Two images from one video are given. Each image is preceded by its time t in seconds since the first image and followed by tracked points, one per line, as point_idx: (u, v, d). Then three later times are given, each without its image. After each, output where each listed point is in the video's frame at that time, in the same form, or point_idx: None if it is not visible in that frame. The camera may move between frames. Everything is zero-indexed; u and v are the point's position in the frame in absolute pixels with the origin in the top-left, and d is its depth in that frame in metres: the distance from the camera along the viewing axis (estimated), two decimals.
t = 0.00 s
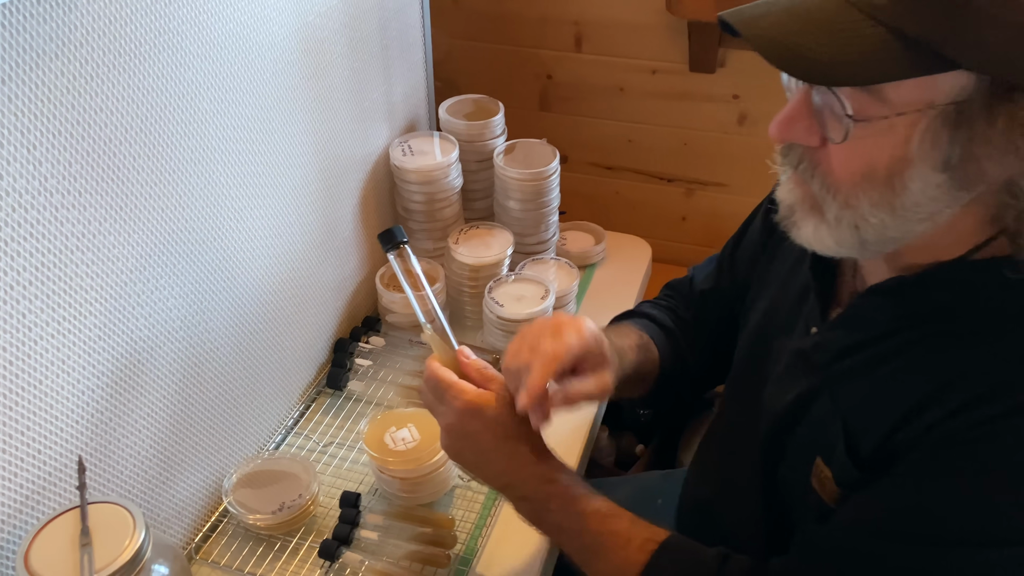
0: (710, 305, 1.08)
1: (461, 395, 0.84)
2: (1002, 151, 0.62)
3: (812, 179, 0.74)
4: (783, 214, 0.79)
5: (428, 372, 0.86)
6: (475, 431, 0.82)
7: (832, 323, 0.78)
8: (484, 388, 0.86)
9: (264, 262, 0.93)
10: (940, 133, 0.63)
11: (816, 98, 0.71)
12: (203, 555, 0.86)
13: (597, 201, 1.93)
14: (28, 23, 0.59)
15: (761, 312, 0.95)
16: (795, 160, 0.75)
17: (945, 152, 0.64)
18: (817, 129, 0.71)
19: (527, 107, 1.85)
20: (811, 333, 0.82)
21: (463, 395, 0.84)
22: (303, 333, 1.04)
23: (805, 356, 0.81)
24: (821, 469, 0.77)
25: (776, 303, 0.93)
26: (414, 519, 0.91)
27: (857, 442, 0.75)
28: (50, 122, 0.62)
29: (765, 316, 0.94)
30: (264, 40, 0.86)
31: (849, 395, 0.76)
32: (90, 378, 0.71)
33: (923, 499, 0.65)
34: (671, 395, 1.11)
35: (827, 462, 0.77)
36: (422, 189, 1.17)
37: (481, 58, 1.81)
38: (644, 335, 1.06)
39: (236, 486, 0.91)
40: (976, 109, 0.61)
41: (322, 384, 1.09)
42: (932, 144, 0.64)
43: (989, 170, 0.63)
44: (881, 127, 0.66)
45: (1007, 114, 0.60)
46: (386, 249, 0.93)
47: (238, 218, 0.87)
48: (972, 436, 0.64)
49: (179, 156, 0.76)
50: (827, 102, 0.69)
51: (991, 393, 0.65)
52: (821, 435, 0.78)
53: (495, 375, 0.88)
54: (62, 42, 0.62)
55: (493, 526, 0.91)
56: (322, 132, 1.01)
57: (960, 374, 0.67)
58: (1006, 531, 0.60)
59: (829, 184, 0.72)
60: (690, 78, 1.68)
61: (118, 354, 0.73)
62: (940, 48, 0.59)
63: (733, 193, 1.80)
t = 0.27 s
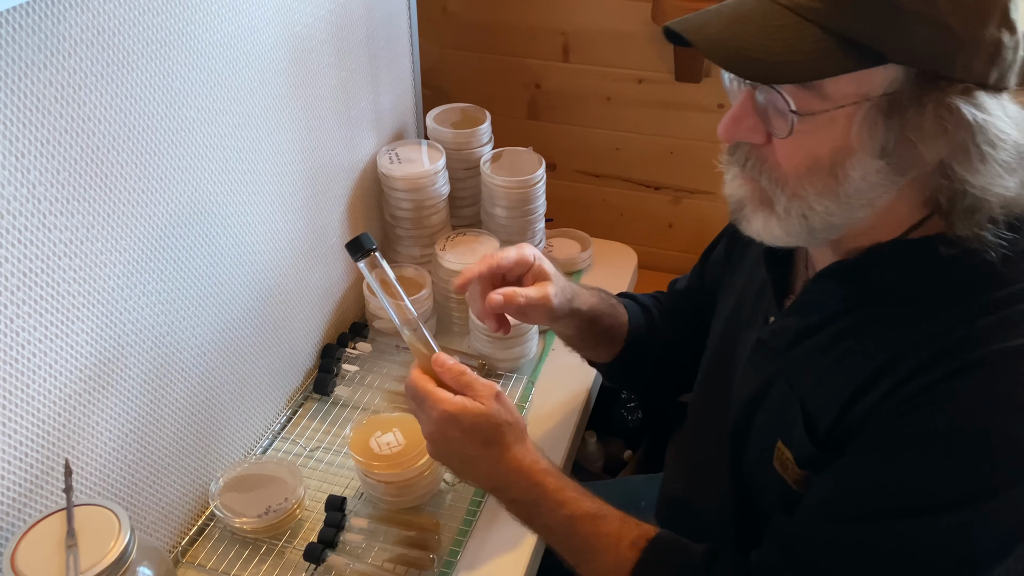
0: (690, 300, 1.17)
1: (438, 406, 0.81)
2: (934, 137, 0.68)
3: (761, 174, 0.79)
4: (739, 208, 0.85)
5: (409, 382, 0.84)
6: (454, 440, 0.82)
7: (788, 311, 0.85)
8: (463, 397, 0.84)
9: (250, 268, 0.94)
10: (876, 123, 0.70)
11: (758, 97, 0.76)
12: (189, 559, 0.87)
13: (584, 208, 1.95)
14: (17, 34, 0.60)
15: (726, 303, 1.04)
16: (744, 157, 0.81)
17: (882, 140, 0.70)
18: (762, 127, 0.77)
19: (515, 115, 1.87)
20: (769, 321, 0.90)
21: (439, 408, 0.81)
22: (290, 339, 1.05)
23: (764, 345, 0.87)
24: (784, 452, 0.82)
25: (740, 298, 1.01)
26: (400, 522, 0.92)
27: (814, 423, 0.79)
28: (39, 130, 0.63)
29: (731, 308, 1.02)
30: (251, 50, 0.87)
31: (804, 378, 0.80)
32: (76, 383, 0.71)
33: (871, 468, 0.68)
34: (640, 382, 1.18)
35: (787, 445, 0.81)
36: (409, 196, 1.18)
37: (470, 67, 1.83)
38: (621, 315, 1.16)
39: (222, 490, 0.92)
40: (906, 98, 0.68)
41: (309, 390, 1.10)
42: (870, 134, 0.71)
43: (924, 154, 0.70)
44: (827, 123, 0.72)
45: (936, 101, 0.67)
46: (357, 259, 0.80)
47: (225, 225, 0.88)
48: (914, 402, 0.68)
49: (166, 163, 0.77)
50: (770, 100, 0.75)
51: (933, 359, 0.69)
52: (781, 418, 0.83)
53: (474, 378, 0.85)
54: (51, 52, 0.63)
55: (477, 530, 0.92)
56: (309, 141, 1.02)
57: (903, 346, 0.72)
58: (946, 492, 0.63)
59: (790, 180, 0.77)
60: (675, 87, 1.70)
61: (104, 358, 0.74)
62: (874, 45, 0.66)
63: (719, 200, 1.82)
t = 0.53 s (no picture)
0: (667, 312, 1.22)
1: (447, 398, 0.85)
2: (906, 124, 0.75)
3: (735, 179, 0.84)
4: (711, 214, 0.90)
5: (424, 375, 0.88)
6: (461, 430, 0.85)
7: (764, 307, 0.90)
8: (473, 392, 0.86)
9: (242, 275, 0.95)
10: (850, 117, 0.76)
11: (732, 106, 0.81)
12: (180, 564, 0.87)
13: (576, 216, 1.97)
14: (12, 42, 0.60)
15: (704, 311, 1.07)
16: (718, 165, 0.86)
17: (857, 133, 0.76)
18: (739, 134, 0.81)
19: (507, 124, 1.88)
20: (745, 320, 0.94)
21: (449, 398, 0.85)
22: (282, 345, 1.06)
23: (742, 342, 0.92)
24: (767, 443, 0.87)
25: (713, 304, 1.05)
26: (391, 528, 0.92)
27: (795, 412, 0.84)
28: (32, 137, 0.64)
29: (710, 313, 1.05)
30: (243, 59, 0.88)
31: (782, 370, 0.86)
32: (68, 388, 0.72)
33: (859, 451, 0.73)
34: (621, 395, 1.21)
35: (770, 436, 0.87)
36: (401, 204, 1.19)
37: (462, 76, 1.84)
38: (602, 328, 1.19)
39: (213, 496, 0.92)
40: (874, 91, 0.75)
41: (301, 396, 1.11)
42: (845, 128, 0.76)
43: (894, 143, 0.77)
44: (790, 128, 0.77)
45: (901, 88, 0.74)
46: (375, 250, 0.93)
47: (217, 231, 0.89)
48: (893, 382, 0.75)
49: (157, 170, 0.78)
50: (744, 108, 0.79)
51: (905, 342, 0.76)
52: (764, 410, 0.88)
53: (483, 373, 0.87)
54: (44, 60, 0.63)
55: (468, 535, 0.92)
56: (301, 148, 1.03)
57: (878, 331, 0.78)
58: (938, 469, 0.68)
59: (756, 182, 0.83)
60: (665, 96, 1.72)
61: (95, 364, 0.74)
62: (842, 45, 0.72)
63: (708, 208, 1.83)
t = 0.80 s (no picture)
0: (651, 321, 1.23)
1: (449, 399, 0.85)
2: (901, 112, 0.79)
3: (753, 179, 0.85)
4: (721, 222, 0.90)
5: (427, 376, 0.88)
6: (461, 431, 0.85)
7: (753, 313, 0.91)
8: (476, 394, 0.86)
9: (236, 282, 0.95)
10: (868, 106, 0.79)
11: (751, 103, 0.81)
12: (172, 571, 0.87)
13: (569, 223, 1.97)
14: (7, 52, 0.61)
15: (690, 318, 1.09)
16: (735, 167, 0.86)
17: (875, 122, 0.79)
18: (758, 131, 0.82)
19: (501, 132, 1.89)
20: (734, 326, 0.95)
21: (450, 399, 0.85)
22: (275, 352, 1.06)
23: (732, 348, 0.93)
24: (763, 445, 0.88)
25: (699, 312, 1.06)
26: (383, 534, 0.93)
27: (790, 413, 0.85)
28: (26, 145, 0.64)
29: (695, 320, 1.06)
30: (237, 68, 0.89)
31: (774, 372, 0.87)
32: (61, 395, 0.72)
33: (855, 444, 0.74)
34: (608, 403, 1.22)
35: (767, 438, 0.87)
36: (394, 211, 1.20)
37: (456, 84, 1.85)
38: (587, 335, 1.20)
39: (206, 503, 0.92)
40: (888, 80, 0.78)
41: (293, 403, 1.11)
42: (863, 116, 0.79)
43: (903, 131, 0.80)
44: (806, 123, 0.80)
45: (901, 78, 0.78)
46: (388, 259, 0.92)
47: (210, 239, 0.89)
48: (886, 375, 0.76)
49: (151, 179, 0.79)
50: (766, 103, 0.80)
51: (898, 337, 0.76)
52: (757, 413, 0.89)
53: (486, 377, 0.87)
54: (38, 68, 0.64)
55: (460, 541, 0.93)
56: (295, 156, 1.04)
57: (871, 326, 0.79)
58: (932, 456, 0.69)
59: (777, 181, 0.83)
60: (658, 104, 1.73)
61: (88, 372, 0.75)
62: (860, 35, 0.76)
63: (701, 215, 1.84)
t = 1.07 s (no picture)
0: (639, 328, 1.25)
1: (472, 411, 0.84)
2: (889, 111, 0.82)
3: (761, 176, 0.86)
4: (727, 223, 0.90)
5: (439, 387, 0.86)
6: (484, 444, 0.84)
7: (756, 319, 0.92)
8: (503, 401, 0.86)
9: (228, 290, 0.95)
10: (876, 101, 0.82)
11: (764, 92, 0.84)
12: None
13: (563, 231, 1.98)
14: None
15: (683, 325, 1.10)
16: (743, 159, 0.86)
17: (884, 116, 0.82)
18: (768, 120, 0.84)
19: (495, 140, 1.90)
20: (735, 335, 0.96)
21: (474, 412, 0.83)
22: (268, 360, 1.06)
23: (735, 356, 0.94)
24: (779, 453, 0.88)
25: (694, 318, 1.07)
26: (375, 543, 0.93)
27: (805, 418, 0.85)
28: (18, 154, 0.64)
29: (689, 327, 1.07)
30: (229, 77, 0.89)
31: (785, 379, 0.88)
32: (51, 404, 0.72)
33: (881, 447, 0.75)
34: (600, 412, 1.22)
35: (782, 447, 0.87)
36: (387, 220, 1.20)
37: (450, 93, 1.86)
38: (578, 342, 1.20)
39: (198, 511, 0.92)
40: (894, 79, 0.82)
41: (286, 412, 1.11)
42: (872, 109, 0.82)
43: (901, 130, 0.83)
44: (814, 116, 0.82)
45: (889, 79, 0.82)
46: (392, 253, 0.96)
47: (203, 247, 0.89)
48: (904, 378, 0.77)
49: (144, 187, 0.79)
50: (778, 91, 0.83)
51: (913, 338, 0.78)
52: (767, 421, 0.89)
53: (515, 384, 0.87)
54: (30, 78, 0.64)
55: (452, 550, 0.92)
56: (287, 165, 1.04)
57: (886, 328, 0.80)
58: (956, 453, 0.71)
59: (785, 177, 0.85)
60: (651, 113, 1.74)
61: (79, 380, 0.75)
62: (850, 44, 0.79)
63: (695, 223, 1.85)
